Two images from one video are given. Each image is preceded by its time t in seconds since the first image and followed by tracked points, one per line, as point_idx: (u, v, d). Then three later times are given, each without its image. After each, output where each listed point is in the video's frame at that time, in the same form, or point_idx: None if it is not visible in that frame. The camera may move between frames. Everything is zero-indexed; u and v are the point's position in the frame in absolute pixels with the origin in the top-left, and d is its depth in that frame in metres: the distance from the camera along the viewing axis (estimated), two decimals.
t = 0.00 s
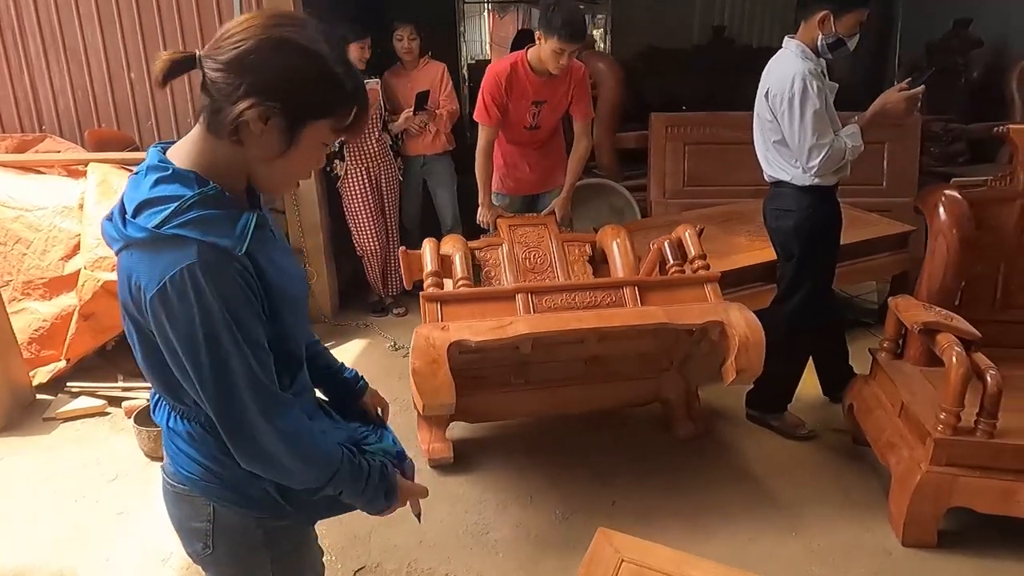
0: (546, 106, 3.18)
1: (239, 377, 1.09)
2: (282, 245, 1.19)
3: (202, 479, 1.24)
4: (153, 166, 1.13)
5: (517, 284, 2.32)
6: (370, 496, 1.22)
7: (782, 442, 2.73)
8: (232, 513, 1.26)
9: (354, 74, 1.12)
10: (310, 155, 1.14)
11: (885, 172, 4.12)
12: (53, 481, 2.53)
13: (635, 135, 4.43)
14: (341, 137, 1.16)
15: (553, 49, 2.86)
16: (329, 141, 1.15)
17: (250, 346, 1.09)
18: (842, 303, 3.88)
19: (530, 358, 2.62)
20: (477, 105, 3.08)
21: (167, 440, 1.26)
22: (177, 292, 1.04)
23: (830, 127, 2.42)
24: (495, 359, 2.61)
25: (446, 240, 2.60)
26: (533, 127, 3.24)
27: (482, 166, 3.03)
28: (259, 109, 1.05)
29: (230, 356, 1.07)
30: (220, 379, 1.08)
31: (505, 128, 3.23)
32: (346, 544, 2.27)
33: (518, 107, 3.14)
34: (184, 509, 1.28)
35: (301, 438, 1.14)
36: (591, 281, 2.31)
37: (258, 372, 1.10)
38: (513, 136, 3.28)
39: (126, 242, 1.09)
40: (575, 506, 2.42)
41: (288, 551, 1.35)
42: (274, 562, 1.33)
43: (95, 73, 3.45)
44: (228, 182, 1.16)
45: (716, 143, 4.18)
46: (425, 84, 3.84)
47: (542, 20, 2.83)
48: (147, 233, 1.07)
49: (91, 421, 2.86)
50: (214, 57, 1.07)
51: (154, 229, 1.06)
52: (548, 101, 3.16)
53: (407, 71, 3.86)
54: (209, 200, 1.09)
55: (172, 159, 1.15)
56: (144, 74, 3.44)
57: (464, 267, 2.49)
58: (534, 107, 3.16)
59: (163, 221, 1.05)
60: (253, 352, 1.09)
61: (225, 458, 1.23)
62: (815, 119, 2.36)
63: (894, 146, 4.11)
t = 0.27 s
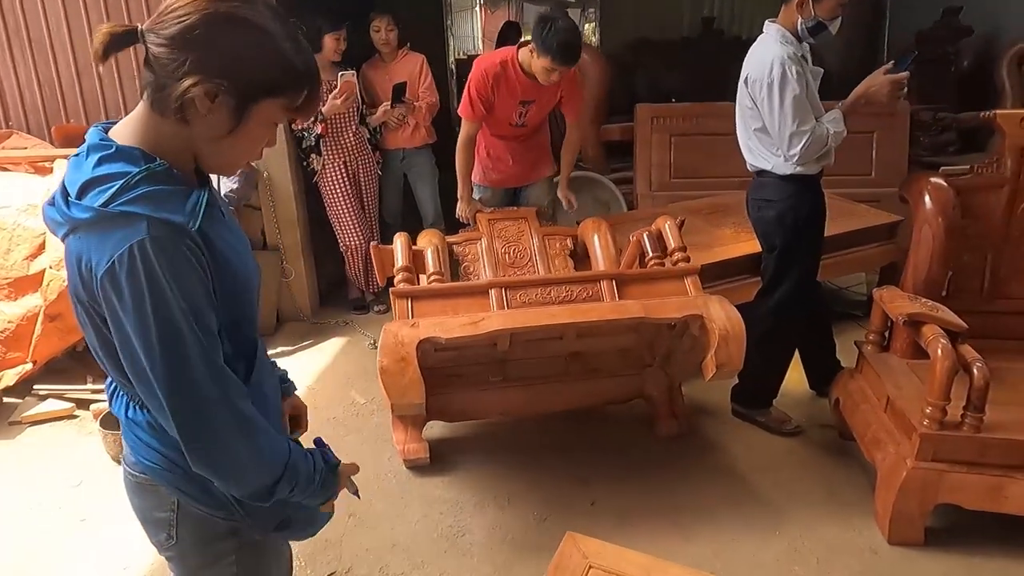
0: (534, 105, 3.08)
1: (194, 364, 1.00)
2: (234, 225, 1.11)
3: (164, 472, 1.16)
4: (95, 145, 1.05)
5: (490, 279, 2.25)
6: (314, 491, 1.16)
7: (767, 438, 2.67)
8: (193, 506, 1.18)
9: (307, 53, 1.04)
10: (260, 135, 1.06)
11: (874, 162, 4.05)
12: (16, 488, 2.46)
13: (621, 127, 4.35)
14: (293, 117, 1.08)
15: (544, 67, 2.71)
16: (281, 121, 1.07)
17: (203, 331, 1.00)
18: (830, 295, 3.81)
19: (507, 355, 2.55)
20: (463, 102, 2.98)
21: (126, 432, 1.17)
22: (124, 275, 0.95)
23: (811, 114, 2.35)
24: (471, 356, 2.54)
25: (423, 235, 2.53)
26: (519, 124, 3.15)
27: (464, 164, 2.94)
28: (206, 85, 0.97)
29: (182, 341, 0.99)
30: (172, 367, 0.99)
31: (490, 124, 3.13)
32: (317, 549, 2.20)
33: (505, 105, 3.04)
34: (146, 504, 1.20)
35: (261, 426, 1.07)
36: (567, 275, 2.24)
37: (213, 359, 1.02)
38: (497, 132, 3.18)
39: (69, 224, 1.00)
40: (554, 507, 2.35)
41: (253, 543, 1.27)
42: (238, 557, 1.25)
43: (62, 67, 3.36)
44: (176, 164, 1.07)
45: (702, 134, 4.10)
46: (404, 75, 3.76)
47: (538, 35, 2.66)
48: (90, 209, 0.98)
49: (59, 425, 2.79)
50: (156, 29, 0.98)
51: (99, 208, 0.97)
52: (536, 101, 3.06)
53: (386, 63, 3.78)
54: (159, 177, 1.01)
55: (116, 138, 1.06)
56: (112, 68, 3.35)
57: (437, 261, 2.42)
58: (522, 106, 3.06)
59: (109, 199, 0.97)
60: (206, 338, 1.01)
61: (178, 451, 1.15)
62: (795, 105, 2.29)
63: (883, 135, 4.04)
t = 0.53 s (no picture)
0: (535, 113, 3.01)
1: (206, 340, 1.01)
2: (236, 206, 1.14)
3: (177, 449, 1.17)
4: (103, 130, 1.06)
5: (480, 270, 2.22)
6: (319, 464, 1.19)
7: (761, 430, 2.65)
8: (206, 482, 1.19)
9: (291, 27, 1.07)
10: (255, 111, 1.08)
11: (867, 152, 4.03)
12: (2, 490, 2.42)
13: (612, 119, 4.32)
14: (286, 88, 1.11)
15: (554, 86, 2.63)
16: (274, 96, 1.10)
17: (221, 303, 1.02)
18: (825, 285, 3.80)
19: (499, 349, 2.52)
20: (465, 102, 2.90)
21: (139, 410, 1.18)
22: (141, 250, 0.97)
23: (802, 104, 2.32)
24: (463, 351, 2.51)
25: (414, 230, 2.48)
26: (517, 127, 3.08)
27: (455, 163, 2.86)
28: (202, 62, 1.00)
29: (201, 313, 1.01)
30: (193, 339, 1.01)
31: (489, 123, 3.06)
32: (308, 548, 2.17)
33: (506, 111, 2.96)
34: (160, 481, 1.22)
35: (275, 398, 1.09)
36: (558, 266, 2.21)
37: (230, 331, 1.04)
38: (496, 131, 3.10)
39: (83, 204, 1.01)
40: (548, 502, 2.33)
41: (261, 518, 1.29)
42: (247, 531, 1.27)
43: (44, 62, 3.30)
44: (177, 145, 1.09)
45: (694, 125, 4.08)
46: (392, 68, 3.70)
47: (552, 56, 2.56)
48: (105, 189, 0.99)
49: (46, 425, 2.76)
50: (145, 13, 1.00)
51: (115, 187, 0.98)
52: (538, 110, 2.99)
53: (374, 56, 3.73)
54: (171, 156, 1.03)
55: (121, 121, 1.07)
56: (95, 63, 3.30)
57: (428, 255, 2.39)
58: (523, 113, 2.98)
59: (125, 178, 0.98)
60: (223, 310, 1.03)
61: (194, 428, 1.16)
62: (784, 95, 2.26)
63: (876, 124, 4.02)
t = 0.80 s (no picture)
0: (543, 122, 3.03)
1: (248, 320, 1.09)
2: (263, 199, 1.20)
3: (216, 429, 1.25)
4: (135, 135, 1.12)
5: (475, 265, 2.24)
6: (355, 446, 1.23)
7: (756, 422, 2.68)
8: (246, 459, 1.28)
9: (299, 32, 1.15)
10: (272, 110, 1.16)
11: (859, 143, 4.05)
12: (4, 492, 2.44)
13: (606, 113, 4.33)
14: (298, 88, 1.19)
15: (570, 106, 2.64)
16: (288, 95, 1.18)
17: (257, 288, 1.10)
18: (818, 277, 3.82)
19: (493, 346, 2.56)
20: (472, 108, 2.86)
21: (177, 397, 1.26)
22: (187, 240, 1.04)
23: (790, 100, 2.34)
24: (460, 346, 2.53)
25: (411, 229, 2.49)
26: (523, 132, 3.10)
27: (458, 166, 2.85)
28: (228, 65, 1.07)
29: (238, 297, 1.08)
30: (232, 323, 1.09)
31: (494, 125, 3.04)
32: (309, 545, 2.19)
33: (515, 120, 2.97)
34: (202, 461, 1.30)
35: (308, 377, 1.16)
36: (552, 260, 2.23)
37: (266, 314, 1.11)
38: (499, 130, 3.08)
39: (122, 204, 1.08)
40: (546, 496, 2.35)
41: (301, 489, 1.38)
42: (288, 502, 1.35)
43: (35, 61, 3.29)
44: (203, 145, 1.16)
45: (687, 118, 4.09)
46: (385, 65, 3.70)
47: (570, 78, 2.55)
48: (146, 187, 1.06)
49: (45, 426, 2.77)
50: (170, 20, 1.07)
51: (153, 185, 1.05)
52: (547, 120, 3.00)
53: (368, 52, 3.72)
54: (202, 154, 1.09)
55: (151, 124, 1.14)
56: (87, 63, 3.30)
57: (423, 252, 2.40)
58: (532, 122, 3.00)
59: (164, 176, 1.05)
60: (259, 295, 1.10)
61: (231, 409, 1.24)
62: (772, 92, 2.28)
63: (868, 116, 4.04)
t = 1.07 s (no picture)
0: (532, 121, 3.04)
1: (246, 304, 1.15)
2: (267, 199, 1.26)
3: (218, 414, 1.30)
4: (154, 131, 1.19)
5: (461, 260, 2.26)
6: (336, 433, 1.28)
7: (742, 413, 2.71)
8: (245, 445, 1.32)
9: (313, 46, 1.20)
10: (285, 119, 1.22)
11: (844, 135, 4.08)
12: None
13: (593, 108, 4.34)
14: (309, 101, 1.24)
15: (561, 106, 2.64)
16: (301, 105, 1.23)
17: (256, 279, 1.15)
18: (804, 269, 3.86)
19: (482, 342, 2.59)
20: (461, 110, 2.87)
21: (179, 382, 1.31)
22: (192, 228, 1.10)
23: (771, 94, 2.37)
24: (449, 343, 2.55)
25: (399, 230, 2.50)
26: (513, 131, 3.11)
27: (447, 167, 2.86)
28: (245, 79, 1.13)
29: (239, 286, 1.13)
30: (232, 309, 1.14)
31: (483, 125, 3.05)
32: (302, 543, 2.20)
33: (505, 120, 2.98)
34: (204, 447, 1.35)
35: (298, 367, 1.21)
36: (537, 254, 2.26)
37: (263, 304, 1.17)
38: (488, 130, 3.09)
39: (138, 193, 1.15)
40: (535, 490, 2.38)
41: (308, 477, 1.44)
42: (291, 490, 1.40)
43: (19, 63, 3.27)
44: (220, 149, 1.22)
45: (674, 112, 4.11)
46: (372, 62, 3.70)
47: (559, 78, 2.56)
48: (159, 178, 1.13)
49: (36, 429, 2.78)
50: (191, 33, 1.12)
51: (167, 175, 1.12)
52: (536, 119, 3.01)
53: (355, 50, 3.72)
54: (214, 151, 1.15)
55: (170, 123, 1.20)
56: (72, 65, 3.29)
57: (410, 249, 2.42)
58: (521, 121, 3.01)
59: (177, 168, 1.11)
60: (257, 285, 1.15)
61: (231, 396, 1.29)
62: (754, 87, 2.31)
63: (853, 108, 4.07)
